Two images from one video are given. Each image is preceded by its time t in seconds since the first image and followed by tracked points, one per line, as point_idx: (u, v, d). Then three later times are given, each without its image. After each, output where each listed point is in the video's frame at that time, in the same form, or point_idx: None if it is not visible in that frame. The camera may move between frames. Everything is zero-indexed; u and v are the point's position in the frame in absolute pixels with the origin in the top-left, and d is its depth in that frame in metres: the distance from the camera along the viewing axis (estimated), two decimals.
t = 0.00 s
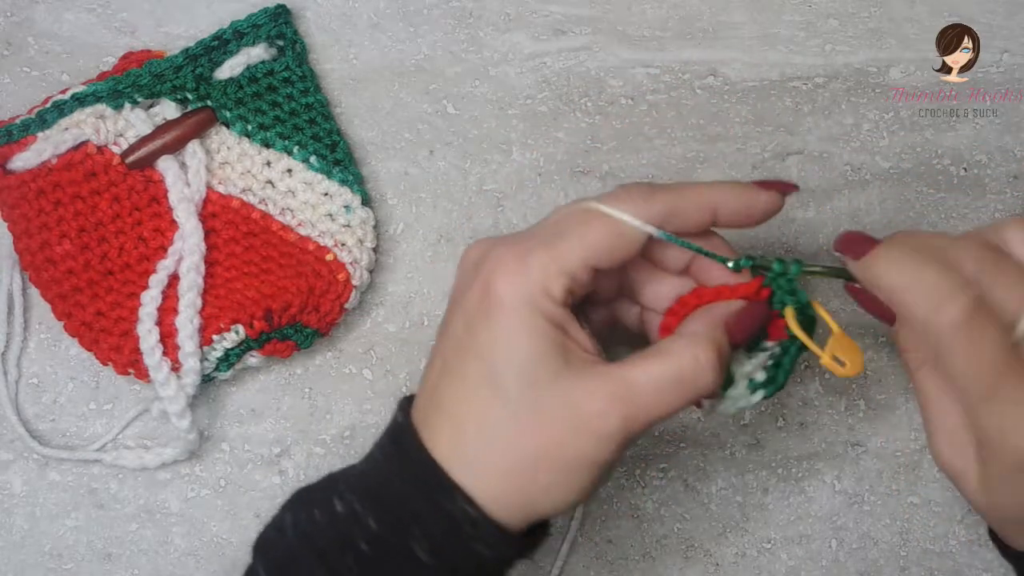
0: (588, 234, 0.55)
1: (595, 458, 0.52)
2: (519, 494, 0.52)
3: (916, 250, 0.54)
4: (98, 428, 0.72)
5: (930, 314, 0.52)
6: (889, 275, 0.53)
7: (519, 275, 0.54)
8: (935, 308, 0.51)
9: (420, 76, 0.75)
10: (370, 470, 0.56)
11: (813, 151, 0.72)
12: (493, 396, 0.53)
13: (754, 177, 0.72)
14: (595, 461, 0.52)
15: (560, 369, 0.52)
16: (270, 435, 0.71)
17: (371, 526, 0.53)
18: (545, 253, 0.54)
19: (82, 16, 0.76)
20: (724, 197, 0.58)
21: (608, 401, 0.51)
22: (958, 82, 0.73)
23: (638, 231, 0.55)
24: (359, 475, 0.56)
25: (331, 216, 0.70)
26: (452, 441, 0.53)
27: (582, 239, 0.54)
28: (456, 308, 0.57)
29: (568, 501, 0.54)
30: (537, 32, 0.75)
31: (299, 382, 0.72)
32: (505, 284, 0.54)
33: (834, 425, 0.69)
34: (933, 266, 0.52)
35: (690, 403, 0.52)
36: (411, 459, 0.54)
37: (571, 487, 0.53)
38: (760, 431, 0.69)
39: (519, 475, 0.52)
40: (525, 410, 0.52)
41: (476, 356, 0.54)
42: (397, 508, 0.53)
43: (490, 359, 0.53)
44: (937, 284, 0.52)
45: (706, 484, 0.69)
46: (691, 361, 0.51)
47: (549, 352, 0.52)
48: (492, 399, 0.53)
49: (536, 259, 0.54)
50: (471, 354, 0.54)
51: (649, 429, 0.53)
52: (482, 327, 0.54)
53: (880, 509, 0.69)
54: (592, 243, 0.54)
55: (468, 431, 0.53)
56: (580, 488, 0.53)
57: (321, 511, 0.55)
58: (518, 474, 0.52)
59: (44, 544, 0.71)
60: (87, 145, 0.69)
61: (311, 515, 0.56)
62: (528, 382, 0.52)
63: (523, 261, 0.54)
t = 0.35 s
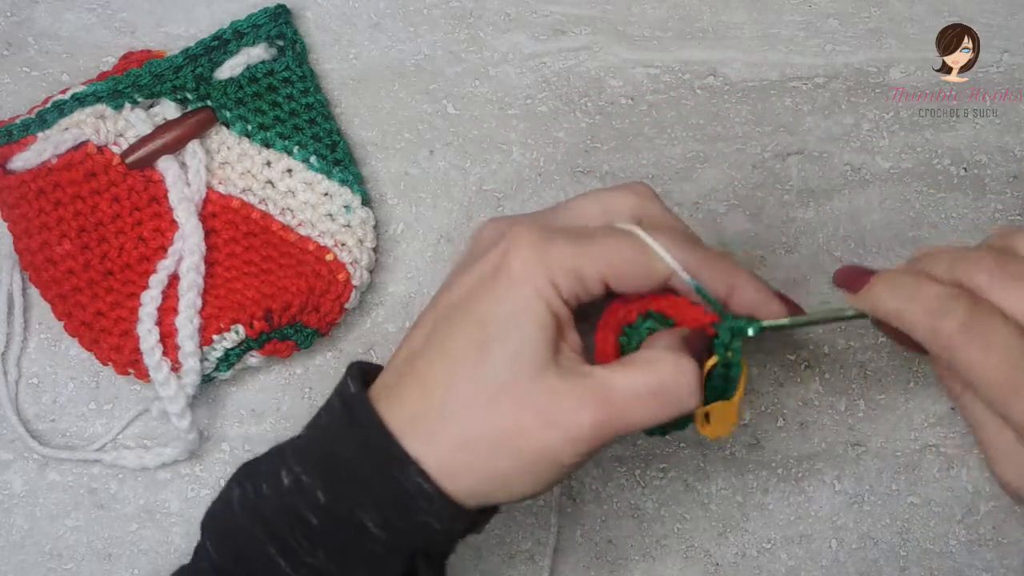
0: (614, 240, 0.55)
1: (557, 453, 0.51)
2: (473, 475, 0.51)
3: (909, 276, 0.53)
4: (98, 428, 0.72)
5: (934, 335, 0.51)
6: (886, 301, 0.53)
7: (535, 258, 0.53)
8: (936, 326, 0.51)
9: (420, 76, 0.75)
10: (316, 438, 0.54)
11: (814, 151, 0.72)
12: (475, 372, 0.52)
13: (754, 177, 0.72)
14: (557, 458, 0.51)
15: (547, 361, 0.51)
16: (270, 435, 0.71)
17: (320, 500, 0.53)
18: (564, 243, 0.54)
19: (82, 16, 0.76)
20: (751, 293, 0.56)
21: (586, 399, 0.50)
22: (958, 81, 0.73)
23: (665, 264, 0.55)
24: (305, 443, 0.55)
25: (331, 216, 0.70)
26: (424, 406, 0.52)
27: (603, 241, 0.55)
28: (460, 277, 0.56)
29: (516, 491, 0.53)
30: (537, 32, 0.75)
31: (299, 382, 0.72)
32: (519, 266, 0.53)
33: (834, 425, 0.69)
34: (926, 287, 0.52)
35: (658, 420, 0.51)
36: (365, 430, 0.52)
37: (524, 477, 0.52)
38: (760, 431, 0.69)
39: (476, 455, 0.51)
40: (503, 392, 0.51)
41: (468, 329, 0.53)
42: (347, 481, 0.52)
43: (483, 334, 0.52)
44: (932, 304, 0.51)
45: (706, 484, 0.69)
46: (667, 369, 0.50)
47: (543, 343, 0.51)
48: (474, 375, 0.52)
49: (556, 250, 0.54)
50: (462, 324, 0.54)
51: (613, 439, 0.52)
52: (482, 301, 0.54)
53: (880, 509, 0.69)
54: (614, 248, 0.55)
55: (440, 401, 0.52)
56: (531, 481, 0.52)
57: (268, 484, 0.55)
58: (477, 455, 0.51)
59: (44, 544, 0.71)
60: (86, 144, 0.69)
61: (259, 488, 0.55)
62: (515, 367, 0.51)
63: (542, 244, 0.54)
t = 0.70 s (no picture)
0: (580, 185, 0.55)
1: (557, 412, 0.51)
2: (478, 445, 0.51)
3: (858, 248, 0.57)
4: (98, 428, 0.72)
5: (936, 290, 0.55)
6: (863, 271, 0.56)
7: (511, 228, 0.54)
8: (915, 280, 0.55)
9: (420, 76, 0.75)
10: (330, 423, 0.54)
11: (813, 151, 0.72)
12: (459, 345, 0.52)
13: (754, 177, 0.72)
14: (559, 416, 0.51)
15: (534, 323, 0.51)
16: (270, 435, 0.71)
17: (331, 480, 0.52)
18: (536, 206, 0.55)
19: (82, 16, 0.76)
20: (732, 160, 0.59)
21: (576, 352, 0.50)
22: (958, 81, 0.73)
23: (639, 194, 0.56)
24: (317, 430, 0.55)
25: (331, 216, 0.70)
26: (422, 387, 0.52)
27: (573, 194, 0.55)
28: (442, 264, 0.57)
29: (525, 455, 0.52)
30: (537, 32, 0.75)
31: (299, 382, 0.72)
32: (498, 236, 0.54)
33: (834, 425, 0.69)
34: (884, 256, 0.56)
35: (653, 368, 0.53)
36: (368, 411, 0.52)
37: (529, 442, 0.51)
38: (760, 431, 0.69)
39: (481, 424, 0.50)
40: (496, 359, 0.51)
41: (455, 304, 0.53)
42: (356, 459, 0.52)
43: (467, 304, 0.53)
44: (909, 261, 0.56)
45: (706, 484, 0.69)
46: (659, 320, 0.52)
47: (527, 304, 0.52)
48: (464, 346, 0.52)
49: (531, 215, 0.54)
50: (449, 303, 0.53)
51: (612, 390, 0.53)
52: (465, 277, 0.54)
53: (880, 509, 0.69)
54: (588, 197, 0.55)
55: (437, 380, 0.51)
56: (538, 446, 0.52)
57: (281, 468, 0.54)
58: (481, 424, 0.50)
59: (44, 544, 0.71)
60: (87, 144, 0.69)
61: (271, 474, 0.54)
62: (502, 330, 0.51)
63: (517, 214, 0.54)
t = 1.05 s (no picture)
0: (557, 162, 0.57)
1: (555, 386, 0.52)
2: (479, 423, 0.53)
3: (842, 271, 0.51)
4: (98, 428, 0.72)
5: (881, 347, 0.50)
6: (825, 301, 0.52)
7: (496, 212, 0.56)
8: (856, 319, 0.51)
9: (420, 76, 0.75)
10: (337, 414, 0.56)
11: (813, 151, 0.72)
12: (456, 327, 0.54)
13: (754, 177, 0.71)
14: (557, 390, 0.52)
15: (527, 301, 0.53)
16: (270, 435, 0.71)
17: (337, 467, 0.54)
18: (518, 188, 0.57)
19: (82, 16, 0.76)
20: (705, 132, 0.60)
21: (568, 326, 0.52)
22: (957, 82, 0.73)
23: (613, 162, 0.58)
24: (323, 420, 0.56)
25: (331, 216, 0.70)
26: (421, 370, 0.54)
27: (550, 173, 0.57)
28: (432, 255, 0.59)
29: (527, 429, 0.53)
30: (537, 32, 0.75)
31: (299, 382, 0.72)
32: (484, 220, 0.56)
33: (834, 425, 0.69)
34: (857, 292, 0.51)
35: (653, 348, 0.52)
36: (374, 399, 0.54)
37: (528, 418, 0.53)
38: (760, 432, 0.69)
39: (481, 402, 0.52)
40: (492, 339, 0.53)
41: (449, 289, 0.55)
42: (362, 446, 0.53)
43: (459, 287, 0.55)
44: (870, 309, 0.50)
45: (706, 484, 0.69)
46: (658, 302, 0.51)
47: (517, 282, 0.54)
48: (459, 328, 0.54)
49: (512, 196, 0.56)
50: (442, 288, 0.56)
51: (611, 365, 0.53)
52: (455, 263, 0.56)
53: (880, 509, 0.69)
54: (564, 172, 0.57)
55: (436, 364, 0.54)
56: (539, 420, 0.53)
57: (288, 457, 0.56)
58: (482, 402, 0.52)
59: (44, 544, 0.71)
60: (87, 145, 0.69)
61: (279, 462, 0.56)
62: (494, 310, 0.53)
63: (499, 195, 0.57)
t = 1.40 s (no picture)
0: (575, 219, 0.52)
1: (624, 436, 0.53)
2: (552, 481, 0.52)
3: (836, 269, 0.54)
4: (98, 428, 0.72)
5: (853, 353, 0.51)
6: (810, 295, 0.54)
7: (526, 279, 0.52)
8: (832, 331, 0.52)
9: (420, 76, 0.75)
10: (404, 474, 0.53)
11: (813, 151, 0.72)
12: (518, 406, 0.51)
13: (754, 177, 0.71)
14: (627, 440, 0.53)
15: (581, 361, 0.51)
16: (270, 435, 0.71)
17: (418, 533, 0.51)
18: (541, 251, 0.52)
19: (82, 16, 0.76)
20: (702, 141, 0.57)
21: (630, 379, 0.51)
22: (957, 81, 0.73)
23: (629, 206, 0.53)
24: (384, 472, 0.54)
25: (331, 216, 0.70)
26: (482, 442, 0.52)
27: (571, 233, 0.52)
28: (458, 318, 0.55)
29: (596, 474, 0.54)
30: (537, 32, 0.75)
31: (299, 382, 0.72)
32: (516, 288, 0.52)
33: (834, 425, 0.69)
34: (842, 292, 0.53)
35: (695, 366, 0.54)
36: (445, 467, 0.52)
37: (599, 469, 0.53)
38: (760, 431, 0.69)
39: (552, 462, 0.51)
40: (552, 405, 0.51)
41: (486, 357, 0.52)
42: (442, 514, 0.51)
43: (501, 356, 0.52)
44: (847, 310, 0.52)
45: (706, 484, 0.69)
46: (692, 325, 0.53)
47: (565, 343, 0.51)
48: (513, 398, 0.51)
49: (538, 258, 0.52)
50: (484, 358, 0.53)
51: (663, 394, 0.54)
52: (495, 338, 0.52)
53: (880, 509, 0.69)
54: (587, 229, 0.52)
55: (498, 435, 0.51)
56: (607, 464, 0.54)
57: (353, 510, 0.53)
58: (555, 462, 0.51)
59: (44, 544, 0.71)
60: (87, 145, 0.69)
61: (344, 516, 0.53)
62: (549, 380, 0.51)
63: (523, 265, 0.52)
